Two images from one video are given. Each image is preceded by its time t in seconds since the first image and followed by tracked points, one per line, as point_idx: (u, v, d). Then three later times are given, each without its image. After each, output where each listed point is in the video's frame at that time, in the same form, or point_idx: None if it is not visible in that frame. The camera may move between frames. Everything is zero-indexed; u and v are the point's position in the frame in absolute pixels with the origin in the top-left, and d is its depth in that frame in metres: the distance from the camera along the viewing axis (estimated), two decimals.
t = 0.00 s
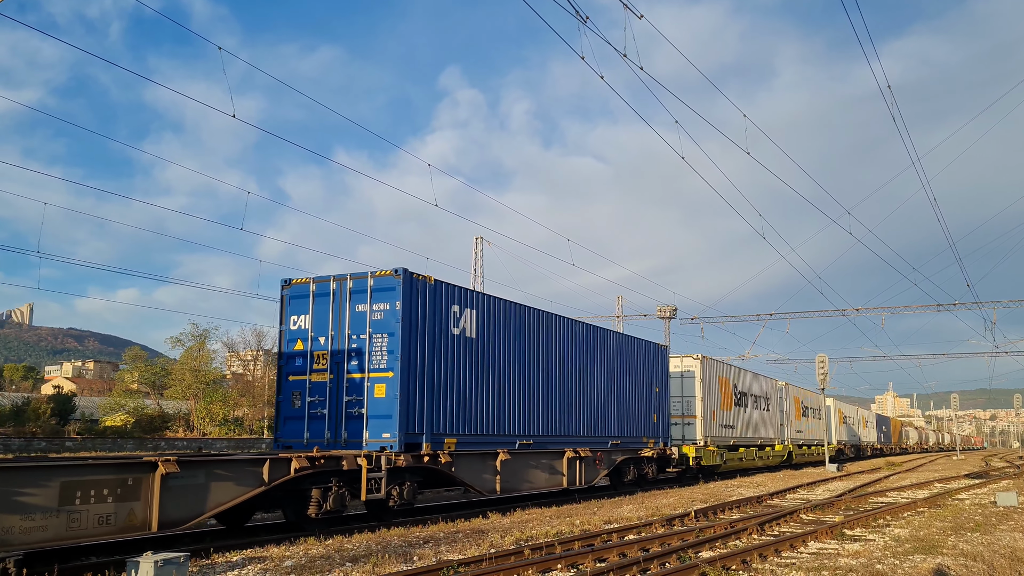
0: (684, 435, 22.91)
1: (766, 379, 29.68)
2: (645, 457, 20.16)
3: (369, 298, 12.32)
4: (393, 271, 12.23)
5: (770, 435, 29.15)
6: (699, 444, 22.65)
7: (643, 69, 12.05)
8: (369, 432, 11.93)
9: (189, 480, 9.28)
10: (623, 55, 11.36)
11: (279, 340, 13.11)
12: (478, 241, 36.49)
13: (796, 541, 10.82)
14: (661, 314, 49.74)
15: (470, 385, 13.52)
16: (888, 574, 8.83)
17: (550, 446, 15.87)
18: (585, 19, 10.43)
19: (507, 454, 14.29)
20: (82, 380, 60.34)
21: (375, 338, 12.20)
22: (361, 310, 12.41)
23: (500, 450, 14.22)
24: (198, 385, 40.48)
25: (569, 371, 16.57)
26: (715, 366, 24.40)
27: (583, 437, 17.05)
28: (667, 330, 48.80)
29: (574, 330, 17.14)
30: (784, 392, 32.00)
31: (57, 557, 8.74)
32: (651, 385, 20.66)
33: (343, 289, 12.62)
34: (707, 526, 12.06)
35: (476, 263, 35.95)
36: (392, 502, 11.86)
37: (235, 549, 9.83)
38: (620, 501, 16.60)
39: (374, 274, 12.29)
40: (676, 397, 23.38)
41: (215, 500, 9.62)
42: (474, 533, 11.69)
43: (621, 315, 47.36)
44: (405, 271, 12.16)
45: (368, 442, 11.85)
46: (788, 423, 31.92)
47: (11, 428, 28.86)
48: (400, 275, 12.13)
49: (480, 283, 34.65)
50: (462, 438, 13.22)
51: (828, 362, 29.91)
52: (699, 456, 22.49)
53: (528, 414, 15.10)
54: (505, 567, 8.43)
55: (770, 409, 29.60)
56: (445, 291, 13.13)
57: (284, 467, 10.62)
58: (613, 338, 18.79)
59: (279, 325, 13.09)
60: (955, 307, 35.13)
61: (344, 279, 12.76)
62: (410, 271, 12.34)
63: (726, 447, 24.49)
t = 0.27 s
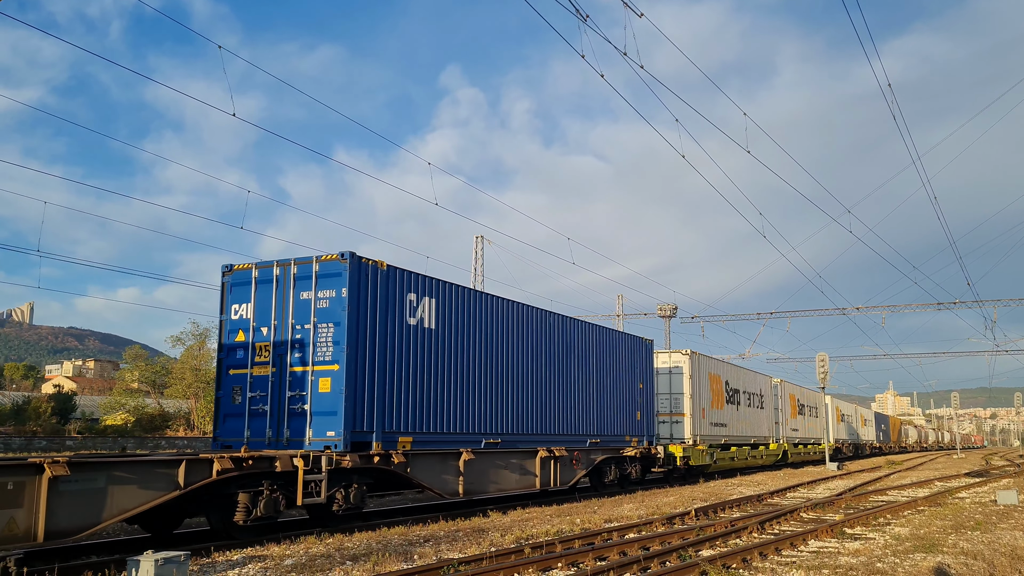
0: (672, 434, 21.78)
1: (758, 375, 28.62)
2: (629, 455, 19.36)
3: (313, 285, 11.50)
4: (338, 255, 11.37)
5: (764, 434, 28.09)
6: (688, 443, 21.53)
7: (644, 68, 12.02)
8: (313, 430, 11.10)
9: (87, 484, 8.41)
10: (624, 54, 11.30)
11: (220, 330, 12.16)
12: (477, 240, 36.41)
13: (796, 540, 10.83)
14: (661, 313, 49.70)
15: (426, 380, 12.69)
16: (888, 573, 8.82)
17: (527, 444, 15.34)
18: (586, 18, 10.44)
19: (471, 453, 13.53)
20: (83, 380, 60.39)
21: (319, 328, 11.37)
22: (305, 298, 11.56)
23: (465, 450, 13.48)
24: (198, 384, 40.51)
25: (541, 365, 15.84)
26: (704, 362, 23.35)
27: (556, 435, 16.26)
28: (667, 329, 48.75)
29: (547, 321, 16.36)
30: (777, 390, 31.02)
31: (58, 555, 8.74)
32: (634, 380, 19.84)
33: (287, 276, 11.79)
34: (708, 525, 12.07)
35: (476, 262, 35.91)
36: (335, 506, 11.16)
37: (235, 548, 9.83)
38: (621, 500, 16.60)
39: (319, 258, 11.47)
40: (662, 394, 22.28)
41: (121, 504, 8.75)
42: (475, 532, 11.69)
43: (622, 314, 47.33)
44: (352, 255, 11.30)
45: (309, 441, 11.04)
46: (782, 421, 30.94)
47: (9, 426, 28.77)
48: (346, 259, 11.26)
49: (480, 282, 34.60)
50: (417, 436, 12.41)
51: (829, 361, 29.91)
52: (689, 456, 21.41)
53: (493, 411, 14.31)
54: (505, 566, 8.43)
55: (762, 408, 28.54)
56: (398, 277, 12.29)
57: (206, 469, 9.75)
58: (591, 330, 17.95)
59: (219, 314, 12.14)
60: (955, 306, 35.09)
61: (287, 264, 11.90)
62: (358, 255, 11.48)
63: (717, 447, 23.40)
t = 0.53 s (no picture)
0: (659, 432, 21.29)
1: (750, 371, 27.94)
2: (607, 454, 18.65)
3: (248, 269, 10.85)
4: (274, 237, 10.69)
5: (756, 432, 27.59)
6: (675, 442, 21.02)
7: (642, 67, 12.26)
8: (245, 429, 10.42)
9: None
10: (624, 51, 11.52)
11: (150, 320, 11.43)
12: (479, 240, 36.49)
13: (797, 538, 10.84)
14: (662, 312, 49.69)
15: (376, 373, 11.97)
16: (890, 571, 8.82)
17: (503, 443, 14.86)
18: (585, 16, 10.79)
19: (428, 453, 12.82)
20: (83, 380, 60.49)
21: (253, 318, 10.69)
22: (239, 283, 10.91)
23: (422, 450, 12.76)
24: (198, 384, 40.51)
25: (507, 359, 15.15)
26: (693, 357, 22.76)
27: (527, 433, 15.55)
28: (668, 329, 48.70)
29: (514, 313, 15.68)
30: (770, 387, 30.46)
31: (60, 554, 8.75)
32: (615, 375, 19.15)
33: (220, 260, 11.11)
34: (708, 524, 12.07)
35: (477, 262, 35.98)
36: (268, 512, 10.25)
37: (236, 547, 9.84)
38: (621, 499, 16.62)
39: (254, 241, 10.81)
40: (650, 391, 21.74)
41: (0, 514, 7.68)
42: (475, 531, 11.70)
43: (622, 313, 47.32)
44: (289, 237, 10.63)
45: (239, 440, 10.37)
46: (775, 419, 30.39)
47: (10, 426, 28.74)
48: (281, 241, 10.61)
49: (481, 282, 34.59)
50: (367, 432, 11.68)
51: (830, 360, 29.92)
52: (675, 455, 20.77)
53: (454, 408, 13.62)
54: (506, 565, 8.43)
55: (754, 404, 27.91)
56: (345, 262, 11.59)
57: (108, 473, 8.71)
58: (565, 322, 17.28)
59: (149, 303, 11.43)
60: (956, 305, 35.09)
61: (222, 248, 11.25)
62: (296, 237, 10.79)
63: (705, 446, 22.73)
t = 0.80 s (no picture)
0: (646, 431, 20.33)
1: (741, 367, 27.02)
2: (585, 453, 17.81)
3: (169, 252, 9.95)
4: (197, 216, 9.82)
5: (748, 431, 26.79)
6: (663, 441, 20.08)
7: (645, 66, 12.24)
8: (163, 428, 9.54)
9: None
10: (627, 51, 11.51)
11: (67, 309, 10.58)
12: (481, 238, 36.50)
13: (800, 537, 10.82)
14: (664, 310, 49.66)
15: (320, 366, 11.07)
16: (893, 570, 8.81)
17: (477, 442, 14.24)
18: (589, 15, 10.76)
19: (380, 453, 11.93)
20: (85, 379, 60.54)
21: (173, 305, 9.79)
22: (159, 268, 10.02)
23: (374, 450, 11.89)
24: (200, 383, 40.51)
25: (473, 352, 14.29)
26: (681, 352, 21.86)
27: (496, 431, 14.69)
28: (670, 327, 48.66)
29: (483, 302, 14.81)
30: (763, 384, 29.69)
31: (64, 553, 8.78)
32: (596, 371, 18.29)
33: (140, 242, 10.22)
34: (711, 522, 12.07)
35: (479, 261, 36.00)
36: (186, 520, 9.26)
37: (240, 545, 9.86)
38: (624, 497, 16.64)
39: (178, 221, 9.92)
40: (637, 388, 20.79)
41: None
42: (478, 530, 11.71)
43: (624, 312, 47.28)
44: (212, 215, 9.77)
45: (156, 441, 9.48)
46: (768, 417, 29.62)
47: (13, 425, 28.76)
48: (204, 220, 9.73)
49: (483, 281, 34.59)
50: (309, 430, 10.79)
51: (832, 359, 29.91)
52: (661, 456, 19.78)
53: (411, 405, 12.72)
54: (508, 564, 8.43)
55: (746, 402, 26.97)
56: (283, 244, 10.72)
57: None
58: (541, 314, 16.43)
59: (65, 290, 10.56)
60: (959, 303, 35.05)
61: (142, 230, 10.34)
62: (222, 216, 9.93)
63: (694, 446, 21.81)
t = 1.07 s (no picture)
0: (633, 429, 19.83)
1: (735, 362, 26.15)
2: (563, 455, 16.85)
3: (72, 231, 8.89)
4: (102, 190, 8.75)
5: (744, 429, 26.14)
6: (650, 439, 19.54)
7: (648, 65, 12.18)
8: (62, 428, 8.51)
9: None
10: (630, 50, 11.46)
11: None
12: (483, 237, 36.53)
13: (803, 536, 10.81)
14: (667, 309, 49.61)
15: (251, 353, 10.04)
16: (897, 569, 8.79)
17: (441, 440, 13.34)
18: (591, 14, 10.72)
19: (323, 454, 10.88)
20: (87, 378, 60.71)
21: (77, 290, 8.74)
22: (62, 249, 8.97)
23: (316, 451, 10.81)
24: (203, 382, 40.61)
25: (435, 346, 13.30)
26: (670, 346, 21.32)
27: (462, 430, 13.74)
28: (673, 325, 48.63)
29: (448, 292, 13.78)
30: (761, 381, 29.05)
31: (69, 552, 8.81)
32: (575, 366, 17.31)
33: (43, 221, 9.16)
34: (714, 521, 12.07)
35: (482, 259, 36.01)
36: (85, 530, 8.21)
37: (244, 544, 9.89)
38: (628, 496, 16.65)
39: (83, 196, 8.85)
40: (623, 384, 20.28)
41: None
42: (482, 528, 11.72)
43: (627, 310, 47.25)
44: (118, 189, 8.70)
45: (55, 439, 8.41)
46: (764, 415, 28.80)
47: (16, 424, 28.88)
48: (110, 195, 8.66)
49: (486, 280, 34.59)
50: (239, 429, 9.80)
51: (836, 357, 29.86)
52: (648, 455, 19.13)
53: (377, 396, 11.99)
54: (511, 563, 8.43)
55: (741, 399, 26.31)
56: (206, 223, 9.72)
57: None
58: (513, 305, 15.42)
59: None
60: (963, 302, 34.97)
61: (47, 207, 9.28)
62: (131, 189, 8.88)
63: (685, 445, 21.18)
